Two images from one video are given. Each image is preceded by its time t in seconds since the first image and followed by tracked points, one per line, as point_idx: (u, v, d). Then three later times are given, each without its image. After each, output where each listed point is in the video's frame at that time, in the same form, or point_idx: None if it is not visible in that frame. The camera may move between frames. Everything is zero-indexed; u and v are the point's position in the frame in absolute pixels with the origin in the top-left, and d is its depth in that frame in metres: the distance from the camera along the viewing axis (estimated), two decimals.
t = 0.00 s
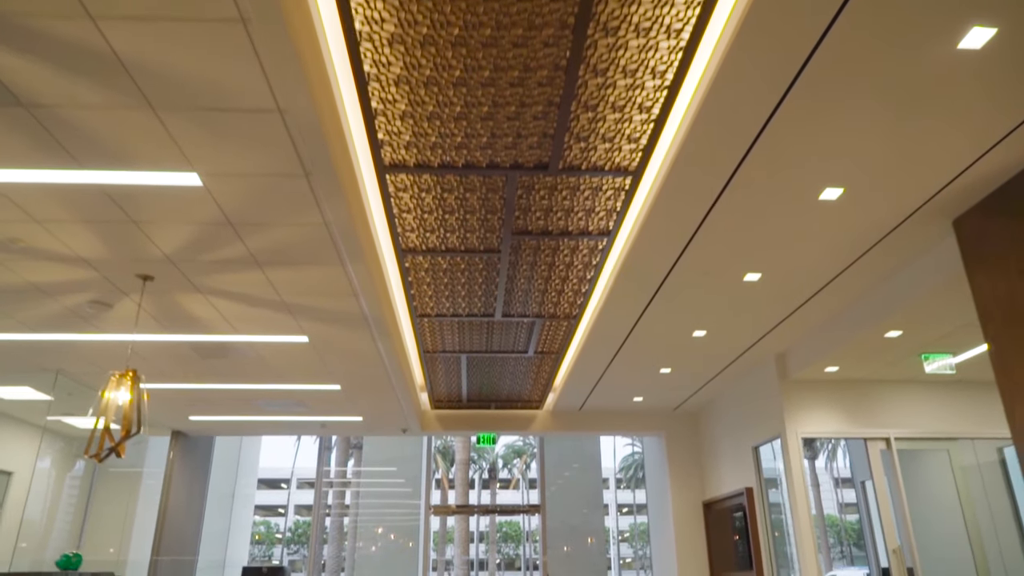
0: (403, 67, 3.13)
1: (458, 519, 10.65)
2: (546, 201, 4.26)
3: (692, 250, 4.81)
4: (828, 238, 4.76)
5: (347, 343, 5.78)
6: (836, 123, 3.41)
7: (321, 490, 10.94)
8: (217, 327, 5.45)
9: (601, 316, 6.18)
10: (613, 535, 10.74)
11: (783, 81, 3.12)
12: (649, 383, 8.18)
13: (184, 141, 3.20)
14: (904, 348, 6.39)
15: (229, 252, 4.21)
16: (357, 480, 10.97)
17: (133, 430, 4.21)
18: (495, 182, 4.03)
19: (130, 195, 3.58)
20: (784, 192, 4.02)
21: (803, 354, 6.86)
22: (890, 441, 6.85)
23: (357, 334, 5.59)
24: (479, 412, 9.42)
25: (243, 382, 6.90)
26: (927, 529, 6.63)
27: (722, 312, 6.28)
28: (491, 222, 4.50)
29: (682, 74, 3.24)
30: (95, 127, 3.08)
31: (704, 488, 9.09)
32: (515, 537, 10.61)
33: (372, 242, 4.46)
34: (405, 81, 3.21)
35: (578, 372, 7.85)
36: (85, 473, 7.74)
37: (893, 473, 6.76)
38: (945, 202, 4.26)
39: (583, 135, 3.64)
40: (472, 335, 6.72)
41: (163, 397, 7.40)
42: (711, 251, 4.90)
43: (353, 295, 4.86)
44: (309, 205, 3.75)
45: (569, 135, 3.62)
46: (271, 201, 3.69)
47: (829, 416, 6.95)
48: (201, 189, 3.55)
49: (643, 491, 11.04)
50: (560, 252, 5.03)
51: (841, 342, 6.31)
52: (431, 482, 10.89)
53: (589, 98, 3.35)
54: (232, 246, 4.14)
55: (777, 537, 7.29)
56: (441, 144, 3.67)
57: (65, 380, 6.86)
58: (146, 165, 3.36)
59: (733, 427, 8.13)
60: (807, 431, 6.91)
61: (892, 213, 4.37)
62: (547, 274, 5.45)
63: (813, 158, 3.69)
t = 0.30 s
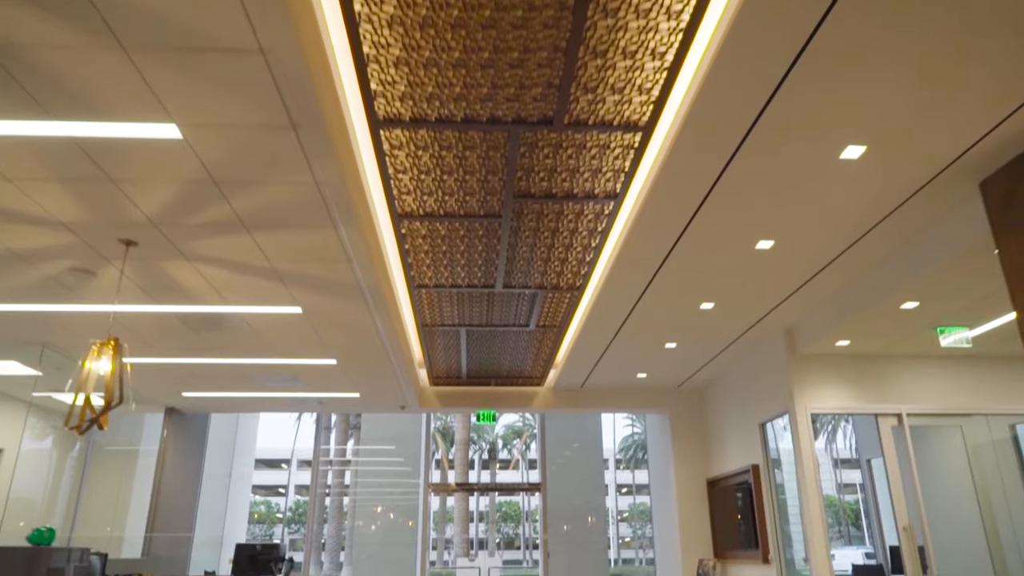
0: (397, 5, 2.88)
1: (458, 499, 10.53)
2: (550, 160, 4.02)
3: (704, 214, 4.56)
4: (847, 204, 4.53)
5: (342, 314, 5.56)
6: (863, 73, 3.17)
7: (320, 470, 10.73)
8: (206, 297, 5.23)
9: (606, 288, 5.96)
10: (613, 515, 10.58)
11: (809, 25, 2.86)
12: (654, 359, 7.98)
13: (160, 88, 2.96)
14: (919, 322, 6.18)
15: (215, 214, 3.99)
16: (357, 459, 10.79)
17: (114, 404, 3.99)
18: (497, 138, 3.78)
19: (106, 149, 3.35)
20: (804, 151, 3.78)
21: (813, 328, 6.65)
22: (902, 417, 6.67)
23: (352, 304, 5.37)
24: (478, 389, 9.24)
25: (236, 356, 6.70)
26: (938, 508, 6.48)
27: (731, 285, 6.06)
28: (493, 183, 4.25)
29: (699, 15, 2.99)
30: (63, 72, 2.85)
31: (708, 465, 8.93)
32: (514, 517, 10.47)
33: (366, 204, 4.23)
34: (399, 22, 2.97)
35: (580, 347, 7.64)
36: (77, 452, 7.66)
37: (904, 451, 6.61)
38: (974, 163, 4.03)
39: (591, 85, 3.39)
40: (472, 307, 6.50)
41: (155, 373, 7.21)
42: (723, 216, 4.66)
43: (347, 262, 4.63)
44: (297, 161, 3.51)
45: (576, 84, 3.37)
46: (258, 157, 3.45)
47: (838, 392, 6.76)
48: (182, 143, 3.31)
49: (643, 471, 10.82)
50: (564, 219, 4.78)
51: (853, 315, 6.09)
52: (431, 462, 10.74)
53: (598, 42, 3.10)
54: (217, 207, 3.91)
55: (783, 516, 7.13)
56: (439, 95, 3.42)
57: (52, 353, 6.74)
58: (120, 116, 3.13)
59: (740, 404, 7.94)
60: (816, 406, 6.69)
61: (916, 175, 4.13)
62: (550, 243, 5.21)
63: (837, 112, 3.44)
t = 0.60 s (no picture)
0: None
1: (459, 478, 10.36)
2: (555, 117, 3.79)
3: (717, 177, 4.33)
4: (867, 166, 4.30)
5: (336, 284, 5.34)
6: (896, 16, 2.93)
7: (319, 449, 10.54)
8: (194, 266, 5.01)
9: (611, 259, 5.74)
10: (612, 495, 10.47)
11: None
12: (658, 334, 7.79)
13: (134, 29, 2.72)
14: (934, 294, 5.97)
15: (199, 174, 3.76)
16: (357, 439, 10.62)
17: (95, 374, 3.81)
18: (498, 92, 3.55)
19: (79, 101, 3.12)
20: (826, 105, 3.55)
21: (824, 301, 6.44)
22: (914, 394, 6.46)
23: (346, 274, 5.15)
24: (478, 365, 9.05)
25: (229, 330, 6.51)
26: (952, 485, 6.31)
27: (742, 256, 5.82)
28: (494, 142, 4.01)
29: None
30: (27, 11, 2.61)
31: (712, 443, 8.78)
32: (514, 497, 10.32)
33: (359, 163, 4.00)
34: None
35: (582, 322, 7.44)
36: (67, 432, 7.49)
37: (917, 427, 6.38)
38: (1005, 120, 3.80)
39: (600, 30, 3.14)
40: (471, 279, 6.28)
41: (146, 348, 7.02)
42: (736, 179, 4.43)
43: (340, 227, 4.40)
44: (284, 114, 3.27)
45: (584, 29, 3.12)
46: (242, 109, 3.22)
47: (851, 366, 6.54)
48: (160, 92, 3.08)
49: (643, 452, 10.64)
50: (568, 182, 4.55)
51: (866, 288, 5.88)
52: (431, 443, 10.53)
53: None
54: (201, 166, 3.68)
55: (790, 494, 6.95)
56: (436, 41, 3.18)
57: (37, 325, 6.55)
58: (92, 62, 2.89)
59: (746, 379, 7.75)
60: (827, 381, 6.47)
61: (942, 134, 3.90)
62: (553, 210, 4.98)
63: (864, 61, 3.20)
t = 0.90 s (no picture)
0: None
1: (459, 459, 10.15)
2: (561, 71, 3.54)
3: (731, 138, 4.09)
4: (891, 127, 4.05)
5: (331, 253, 5.12)
6: None
7: (319, 430, 10.38)
8: (182, 234, 4.78)
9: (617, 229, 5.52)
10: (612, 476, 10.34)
11: None
12: (663, 309, 7.58)
13: None
14: (952, 267, 5.75)
15: (182, 131, 3.52)
16: (356, 420, 10.45)
17: (70, 344, 3.57)
18: (500, 41, 3.31)
19: (47, 45, 2.87)
20: (851, 56, 3.31)
21: (837, 275, 6.22)
22: (928, 369, 6.29)
23: (341, 242, 4.93)
24: (479, 343, 8.85)
25: (222, 304, 6.30)
26: (966, 464, 6.14)
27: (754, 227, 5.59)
28: (496, 98, 3.77)
29: None
30: None
31: (718, 422, 8.61)
32: (514, 478, 10.15)
33: (352, 121, 3.76)
34: None
35: (586, 297, 7.22)
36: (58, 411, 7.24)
37: (930, 404, 6.22)
38: None
39: None
40: (471, 250, 6.05)
41: (136, 323, 6.81)
42: (751, 141, 4.19)
43: (334, 191, 4.17)
44: (270, 62, 3.03)
45: None
46: (224, 57, 2.98)
47: (863, 342, 6.35)
48: (135, 36, 2.84)
49: (643, 433, 10.56)
50: (574, 144, 4.31)
51: (882, 261, 5.65)
52: (430, 424, 10.29)
53: None
54: (183, 122, 3.44)
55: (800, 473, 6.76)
56: None
57: (19, 298, 6.28)
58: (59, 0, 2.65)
59: (754, 356, 7.55)
60: (838, 358, 6.28)
61: (974, 90, 3.66)
62: (557, 176, 4.75)
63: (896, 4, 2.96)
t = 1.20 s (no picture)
0: None
1: (459, 441, 10.01)
2: (567, 22, 3.30)
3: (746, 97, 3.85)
4: (917, 87, 3.82)
5: (325, 224, 4.90)
6: None
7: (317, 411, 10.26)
8: (169, 203, 4.57)
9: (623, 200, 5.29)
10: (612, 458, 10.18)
11: None
12: (669, 286, 7.37)
13: None
14: (971, 241, 5.52)
15: (161, 86, 3.29)
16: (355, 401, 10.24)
17: (45, 317, 3.36)
18: None
19: None
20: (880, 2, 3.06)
21: (850, 248, 6.00)
22: (943, 347, 6.08)
23: (334, 211, 4.70)
24: (480, 321, 8.65)
25: (214, 279, 6.09)
26: (984, 445, 5.94)
27: (766, 198, 5.36)
28: (499, 54, 3.53)
29: None
30: None
31: (723, 402, 8.44)
32: (515, 460, 10.01)
33: (344, 77, 3.52)
34: None
35: (589, 273, 7.00)
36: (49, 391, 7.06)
37: (945, 382, 6.03)
38: None
39: None
40: (471, 223, 5.83)
41: (127, 299, 6.61)
42: (766, 101, 3.95)
43: (326, 155, 3.94)
44: (252, 7, 2.79)
45: None
46: None
47: (877, 318, 6.13)
48: None
49: (643, 416, 10.34)
50: (580, 106, 4.07)
51: (898, 234, 5.43)
52: (430, 406, 10.13)
53: None
54: (162, 75, 3.21)
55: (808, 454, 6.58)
56: None
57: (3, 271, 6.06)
58: None
59: (763, 335, 7.35)
60: (851, 335, 6.08)
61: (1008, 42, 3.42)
62: (561, 142, 4.51)
63: None
